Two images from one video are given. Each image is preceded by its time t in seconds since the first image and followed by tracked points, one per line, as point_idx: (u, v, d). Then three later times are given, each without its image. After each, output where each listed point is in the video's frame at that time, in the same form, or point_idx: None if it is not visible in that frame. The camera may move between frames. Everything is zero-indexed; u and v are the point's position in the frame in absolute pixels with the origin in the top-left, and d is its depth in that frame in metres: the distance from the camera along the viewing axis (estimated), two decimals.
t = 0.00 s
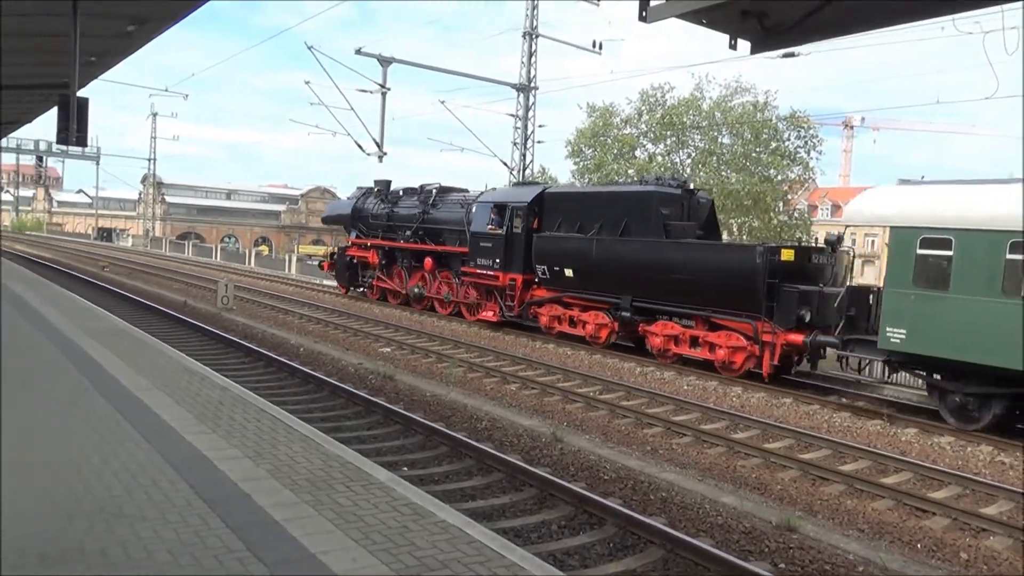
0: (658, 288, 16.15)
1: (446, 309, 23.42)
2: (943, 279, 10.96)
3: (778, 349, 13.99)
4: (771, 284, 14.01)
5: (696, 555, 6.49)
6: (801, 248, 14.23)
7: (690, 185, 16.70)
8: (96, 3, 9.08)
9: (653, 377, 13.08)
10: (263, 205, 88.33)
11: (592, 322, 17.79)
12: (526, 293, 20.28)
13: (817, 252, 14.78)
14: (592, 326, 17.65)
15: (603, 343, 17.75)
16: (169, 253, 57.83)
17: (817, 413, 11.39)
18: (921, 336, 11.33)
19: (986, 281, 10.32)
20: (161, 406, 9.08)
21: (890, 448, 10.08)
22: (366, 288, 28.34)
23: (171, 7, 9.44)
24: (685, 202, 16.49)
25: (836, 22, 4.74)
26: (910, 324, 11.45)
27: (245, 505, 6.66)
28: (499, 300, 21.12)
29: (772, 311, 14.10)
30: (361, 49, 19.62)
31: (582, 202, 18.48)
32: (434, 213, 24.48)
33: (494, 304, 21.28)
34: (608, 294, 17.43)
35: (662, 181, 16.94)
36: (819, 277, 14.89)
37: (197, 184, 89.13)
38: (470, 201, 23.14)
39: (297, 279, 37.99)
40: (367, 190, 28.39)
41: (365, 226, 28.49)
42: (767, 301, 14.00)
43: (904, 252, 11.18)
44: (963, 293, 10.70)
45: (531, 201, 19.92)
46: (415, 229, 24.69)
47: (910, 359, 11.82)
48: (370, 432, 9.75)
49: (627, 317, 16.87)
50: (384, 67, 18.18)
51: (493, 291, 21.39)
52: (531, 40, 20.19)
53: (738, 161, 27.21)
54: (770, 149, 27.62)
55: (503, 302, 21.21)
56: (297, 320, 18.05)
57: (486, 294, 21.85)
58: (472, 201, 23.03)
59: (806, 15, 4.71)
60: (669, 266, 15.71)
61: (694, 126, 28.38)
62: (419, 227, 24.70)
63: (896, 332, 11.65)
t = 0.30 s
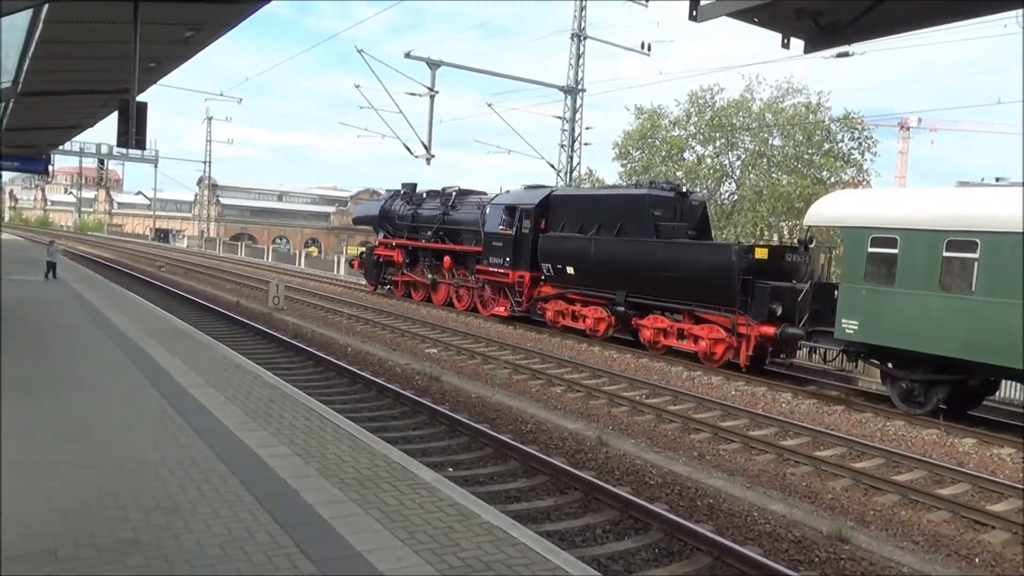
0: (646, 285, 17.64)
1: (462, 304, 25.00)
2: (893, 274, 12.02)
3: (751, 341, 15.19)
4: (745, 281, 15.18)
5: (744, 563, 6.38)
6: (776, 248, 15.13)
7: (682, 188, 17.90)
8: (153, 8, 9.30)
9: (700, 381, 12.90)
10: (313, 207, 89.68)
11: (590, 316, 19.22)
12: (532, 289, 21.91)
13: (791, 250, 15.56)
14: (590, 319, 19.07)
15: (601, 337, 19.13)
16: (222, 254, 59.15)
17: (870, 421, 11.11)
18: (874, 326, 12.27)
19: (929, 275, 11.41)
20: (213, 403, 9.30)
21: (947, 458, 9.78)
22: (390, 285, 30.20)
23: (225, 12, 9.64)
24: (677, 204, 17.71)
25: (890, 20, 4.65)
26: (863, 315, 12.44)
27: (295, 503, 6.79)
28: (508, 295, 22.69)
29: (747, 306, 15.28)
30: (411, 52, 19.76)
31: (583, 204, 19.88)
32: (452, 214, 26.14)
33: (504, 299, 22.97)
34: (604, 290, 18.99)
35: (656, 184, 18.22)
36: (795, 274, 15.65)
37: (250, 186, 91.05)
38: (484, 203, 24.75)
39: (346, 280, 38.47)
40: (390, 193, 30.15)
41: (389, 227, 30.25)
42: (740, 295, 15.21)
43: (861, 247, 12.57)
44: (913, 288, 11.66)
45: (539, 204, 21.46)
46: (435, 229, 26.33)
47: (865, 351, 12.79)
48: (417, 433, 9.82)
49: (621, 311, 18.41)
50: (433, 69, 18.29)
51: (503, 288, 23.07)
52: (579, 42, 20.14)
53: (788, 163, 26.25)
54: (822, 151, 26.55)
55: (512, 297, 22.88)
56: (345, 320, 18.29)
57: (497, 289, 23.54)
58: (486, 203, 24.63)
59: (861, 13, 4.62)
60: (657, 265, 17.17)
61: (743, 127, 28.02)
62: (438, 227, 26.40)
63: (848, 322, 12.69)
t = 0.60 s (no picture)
0: (620, 282, 19.41)
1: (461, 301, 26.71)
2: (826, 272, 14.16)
3: (709, 333, 16.86)
4: (702, 278, 16.98)
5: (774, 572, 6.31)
6: (731, 247, 16.79)
7: (653, 192, 19.59)
8: (189, 16, 9.45)
9: (729, 388, 12.78)
10: (342, 211, 90.45)
11: (573, 312, 21.02)
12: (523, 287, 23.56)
13: (746, 250, 17.09)
14: (572, 315, 20.87)
15: (582, 330, 20.91)
16: (254, 258, 59.95)
17: (903, 429, 10.93)
18: (808, 317, 14.37)
19: (848, 273, 13.66)
20: (243, 404, 9.45)
21: (983, 468, 9.58)
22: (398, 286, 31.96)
23: (258, 20, 9.78)
24: (650, 209, 19.69)
25: (925, 22, 4.60)
26: (799, 308, 14.58)
27: (323, 504, 6.86)
28: (501, 292, 24.45)
29: (705, 301, 17.02)
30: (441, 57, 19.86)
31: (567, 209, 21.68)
32: (453, 219, 27.85)
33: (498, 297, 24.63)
34: (584, 287, 20.78)
35: (629, 189, 19.91)
36: (751, 273, 17.27)
37: (281, 191, 92.17)
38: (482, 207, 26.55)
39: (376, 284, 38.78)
40: (399, 199, 31.96)
41: (397, 231, 32.05)
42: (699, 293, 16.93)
43: (798, 250, 14.81)
44: (839, 283, 13.82)
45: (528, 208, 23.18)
46: (437, 232, 28.04)
47: (803, 339, 14.87)
48: (444, 436, 9.85)
49: (599, 307, 20.13)
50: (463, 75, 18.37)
51: (498, 287, 24.73)
52: (609, 46, 20.10)
53: (821, 167, 26.18)
54: (855, 156, 26.07)
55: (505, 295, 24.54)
56: (374, 323, 18.44)
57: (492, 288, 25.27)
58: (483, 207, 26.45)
59: (897, 14, 4.59)
60: (629, 264, 18.95)
61: (775, 131, 27.77)
62: (441, 230, 28.26)
63: (789, 314, 14.80)
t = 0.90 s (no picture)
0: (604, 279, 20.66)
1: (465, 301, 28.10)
2: (781, 262, 15.53)
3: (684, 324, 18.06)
4: (677, 273, 18.18)
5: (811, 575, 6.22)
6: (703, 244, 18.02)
7: (638, 195, 20.61)
8: (215, 27, 9.57)
9: (761, 389, 12.63)
10: (369, 219, 91.06)
11: (564, 308, 22.31)
12: (519, 286, 24.90)
13: (717, 246, 18.32)
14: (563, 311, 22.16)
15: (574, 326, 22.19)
16: (284, 265, 60.53)
17: (941, 429, 10.72)
18: (768, 305, 15.72)
19: (801, 264, 15.08)
20: (275, 410, 9.55)
21: None
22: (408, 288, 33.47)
23: (283, 30, 9.88)
24: (634, 211, 20.50)
25: (958, 13, 4.53)
26: (758, 298, 15.91)
27: (357, 509, 6.89)
28: (500, 292, 25.79)
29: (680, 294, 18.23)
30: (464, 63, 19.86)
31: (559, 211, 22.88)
32: (457, 223, 29.29)
33: (497, 295, 26.02)
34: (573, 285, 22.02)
35: (616, 193, 20.96)
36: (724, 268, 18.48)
37: (308, 200, 93.07)
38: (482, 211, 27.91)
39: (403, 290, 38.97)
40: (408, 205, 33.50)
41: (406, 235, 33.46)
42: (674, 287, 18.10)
43: (756, 243, 16.20)
44: (794, 275, 15.21)
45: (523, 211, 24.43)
46: (442, 235, 29.44)
47: (764, 326, 16.19)
48: (475, 441, 9.84)
49: (586, 303, 21.36)
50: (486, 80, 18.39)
51: (496, 286, 26.12)
52: (632, 47, 20.01)
53: (850, 164, 25.70)
54: (884, 152, 25.82)
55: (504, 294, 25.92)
56: (402, 329, 18.51)
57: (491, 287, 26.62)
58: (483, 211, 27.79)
59: (927, 5, 4.53)
60: (614, 262, 20.12)
61: (802, 128, 27.48)
62: (445, 234, 29.63)
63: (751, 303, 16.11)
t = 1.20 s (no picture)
0: (584, 278, 22.56)
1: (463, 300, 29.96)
2: (733, 263, 17.30)
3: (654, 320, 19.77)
4: (647, 273, 19.90)
5: None
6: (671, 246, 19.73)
7: (619, 200, 22.30)
8: (241, 33, 9.66)
9: (785, 394, 12.51)
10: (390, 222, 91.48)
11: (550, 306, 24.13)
12: (510, 285, 26.95)
13: (686, 248, 20.00)
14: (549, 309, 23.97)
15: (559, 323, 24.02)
16: (306, 269, 61.02)
17: (969, 436, 10.55)
18: (722, 301, 17.45)
19: (749, 264, 16.86)
20: (297, 413, 9.63)
21: None
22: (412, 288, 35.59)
23: (308, 35, 9.97)
24: (614, 215, 22.21)
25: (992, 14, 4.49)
26: (714, 294, 17.64)
27: (380, 513, 6.92)
28: (494, 291, 27.70)
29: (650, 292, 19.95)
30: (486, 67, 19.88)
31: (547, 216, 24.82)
32: (456, 227, 31.34)
33: (490, 294, 28.06)
34: (557, 284, 23.95)
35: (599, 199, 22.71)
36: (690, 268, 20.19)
37: (330, 204, 93.79)
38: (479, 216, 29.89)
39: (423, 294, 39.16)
40: (414, 211, 35.68)
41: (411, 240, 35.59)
42: (644, 286, 19.82)
43: (713, 246, 17.95)
44: (743, 274, 16.97)
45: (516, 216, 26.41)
46: (443, 239, 31.51)
47: (722, 321, 17.87)
48: (496, 445, 9.84)
49: (569, 301, 23.16)
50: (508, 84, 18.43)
51: (490, 286, 28.15)
52: (654, 50, 19.93)
53: (874, 168, 24.74)
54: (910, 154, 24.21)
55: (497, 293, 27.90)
56: (424, 333, 18.58)
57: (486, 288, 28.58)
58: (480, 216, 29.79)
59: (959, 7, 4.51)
60: (592, 262, 22.03)
61: (826, 131, 26.98)
62: (446, 238, 31.66)
63: (707, 300, 17.85)
